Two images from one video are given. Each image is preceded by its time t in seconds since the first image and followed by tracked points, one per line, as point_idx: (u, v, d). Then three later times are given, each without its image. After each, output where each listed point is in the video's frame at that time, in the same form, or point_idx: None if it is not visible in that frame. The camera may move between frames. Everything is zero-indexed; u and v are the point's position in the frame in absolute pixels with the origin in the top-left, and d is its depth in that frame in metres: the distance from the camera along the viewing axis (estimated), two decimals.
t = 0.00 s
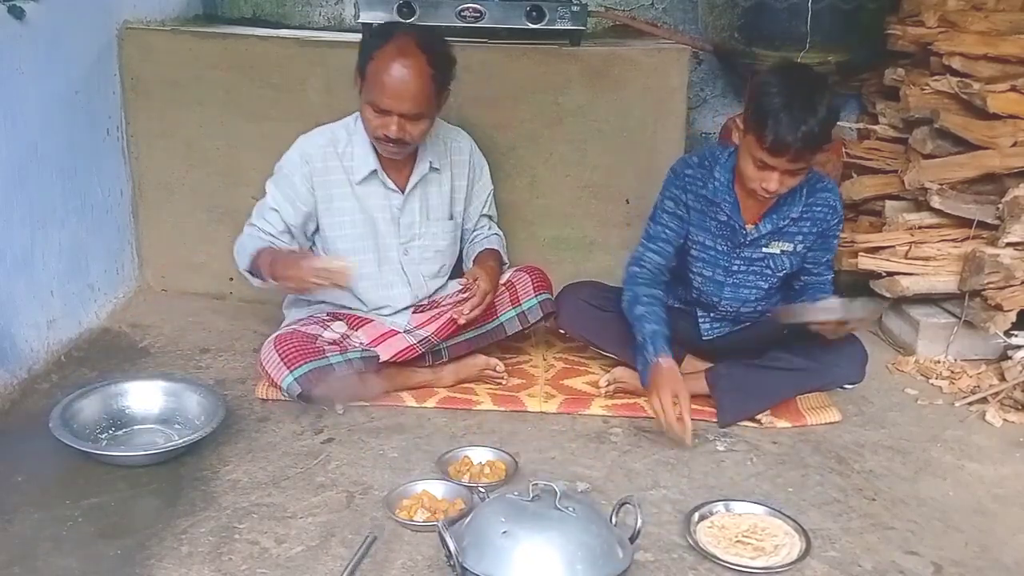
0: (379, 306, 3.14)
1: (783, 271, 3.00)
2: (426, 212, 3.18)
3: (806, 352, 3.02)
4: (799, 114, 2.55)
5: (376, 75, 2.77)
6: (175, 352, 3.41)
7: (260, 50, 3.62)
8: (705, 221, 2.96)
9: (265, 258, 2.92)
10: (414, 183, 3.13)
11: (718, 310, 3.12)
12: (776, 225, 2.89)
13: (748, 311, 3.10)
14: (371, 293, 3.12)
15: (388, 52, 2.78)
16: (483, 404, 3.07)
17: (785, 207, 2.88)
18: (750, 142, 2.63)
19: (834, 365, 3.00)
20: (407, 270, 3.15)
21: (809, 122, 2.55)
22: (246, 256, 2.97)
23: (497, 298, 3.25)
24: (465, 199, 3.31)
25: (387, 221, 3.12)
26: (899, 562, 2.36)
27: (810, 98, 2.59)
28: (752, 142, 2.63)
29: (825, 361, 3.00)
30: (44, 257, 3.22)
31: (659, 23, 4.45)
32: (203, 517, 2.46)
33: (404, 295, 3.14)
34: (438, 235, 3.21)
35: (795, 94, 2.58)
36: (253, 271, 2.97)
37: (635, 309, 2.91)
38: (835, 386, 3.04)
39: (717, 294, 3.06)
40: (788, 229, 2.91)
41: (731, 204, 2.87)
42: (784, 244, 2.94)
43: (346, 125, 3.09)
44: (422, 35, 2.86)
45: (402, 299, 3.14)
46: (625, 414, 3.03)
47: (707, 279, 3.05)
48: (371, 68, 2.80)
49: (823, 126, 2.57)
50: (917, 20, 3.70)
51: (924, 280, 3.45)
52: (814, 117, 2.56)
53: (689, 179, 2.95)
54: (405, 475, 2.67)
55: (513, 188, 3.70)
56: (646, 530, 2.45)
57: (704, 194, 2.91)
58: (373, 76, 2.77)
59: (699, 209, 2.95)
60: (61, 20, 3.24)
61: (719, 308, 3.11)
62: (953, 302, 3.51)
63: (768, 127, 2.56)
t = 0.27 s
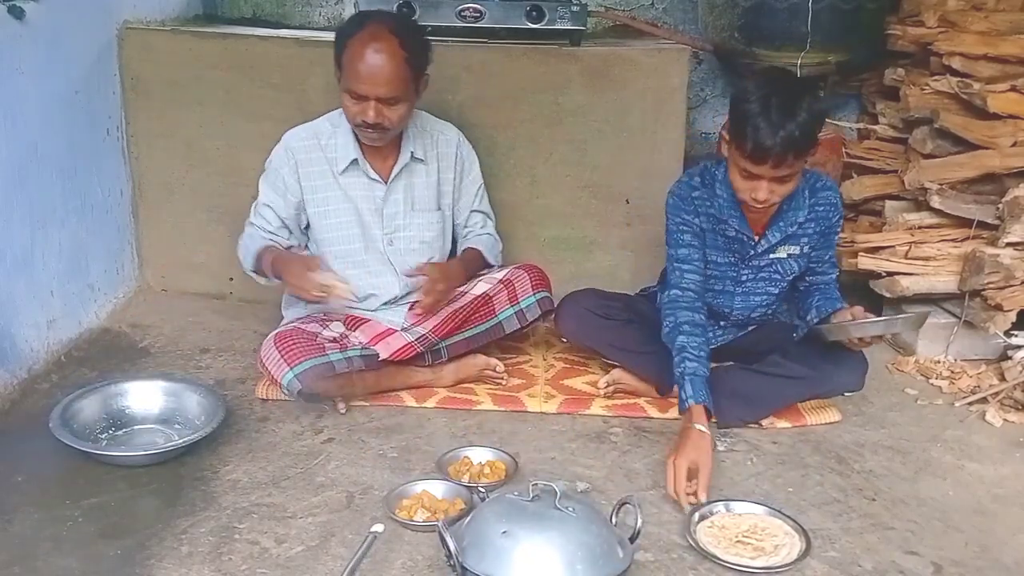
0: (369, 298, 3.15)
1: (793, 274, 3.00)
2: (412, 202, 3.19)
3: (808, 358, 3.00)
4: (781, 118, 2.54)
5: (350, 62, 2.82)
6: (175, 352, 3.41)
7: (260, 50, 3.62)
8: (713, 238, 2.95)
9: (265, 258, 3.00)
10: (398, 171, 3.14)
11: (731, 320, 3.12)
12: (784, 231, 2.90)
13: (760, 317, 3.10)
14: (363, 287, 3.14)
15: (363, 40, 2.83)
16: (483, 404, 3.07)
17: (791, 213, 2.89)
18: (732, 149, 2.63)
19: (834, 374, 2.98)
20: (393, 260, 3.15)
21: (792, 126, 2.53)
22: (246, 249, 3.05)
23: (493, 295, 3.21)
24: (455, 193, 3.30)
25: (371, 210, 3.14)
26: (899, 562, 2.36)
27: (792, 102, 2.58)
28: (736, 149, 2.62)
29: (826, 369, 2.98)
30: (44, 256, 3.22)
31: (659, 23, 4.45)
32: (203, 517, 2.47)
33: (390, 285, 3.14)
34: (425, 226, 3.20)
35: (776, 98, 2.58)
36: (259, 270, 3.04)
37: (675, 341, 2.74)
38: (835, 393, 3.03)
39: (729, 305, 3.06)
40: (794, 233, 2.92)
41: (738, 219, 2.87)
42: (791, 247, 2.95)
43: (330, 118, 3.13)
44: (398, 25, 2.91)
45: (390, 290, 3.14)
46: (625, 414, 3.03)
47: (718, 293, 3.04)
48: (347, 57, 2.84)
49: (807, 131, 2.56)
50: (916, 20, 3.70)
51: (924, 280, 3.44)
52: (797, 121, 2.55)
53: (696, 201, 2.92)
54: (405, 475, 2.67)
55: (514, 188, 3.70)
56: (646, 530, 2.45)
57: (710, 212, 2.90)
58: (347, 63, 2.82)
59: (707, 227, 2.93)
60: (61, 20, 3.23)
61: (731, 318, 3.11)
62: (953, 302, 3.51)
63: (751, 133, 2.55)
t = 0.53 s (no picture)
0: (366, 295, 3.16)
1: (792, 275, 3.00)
2: (400, 195, 3.20)
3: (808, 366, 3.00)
4: (732, 112, 2.49)
5: (340, 59, 2.83)
6: (175, 352, 3.41)
7: (260, 50, 3.62)
8: (708, 240, 2.93)
9: (292, 272, 3.06)
10: (383, 165, 3.15)
11: (731, 322, 3.11)
12: (780, 233, 2.88)
13: (760, 318, 3.09)
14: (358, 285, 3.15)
15: (343, 36, 2.84)
16: (483, 404, 3.07)
17: (786, 215, 2.86)
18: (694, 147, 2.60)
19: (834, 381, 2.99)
20: (385, 253, 3.17)
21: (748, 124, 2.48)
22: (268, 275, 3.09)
23: (492, 293, 3.23)
24: (441, 184, 3.33)
25: (360, 207, 3.15)
26: (899, 562, 2.36)
27: (751, 98, 2.51)
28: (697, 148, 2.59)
29: (827, 377, 2.99)
30: (44, 257, 3.22)
31: (659, 23, 4.45)
32: (203, 517, 2.47)
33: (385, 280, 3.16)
34: (414, 218, 3.21)
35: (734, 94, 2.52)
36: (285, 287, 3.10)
37: (674, 344, 2.73)
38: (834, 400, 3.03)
39: (729, 307, 3.06)
40: (791, 234, 2.90)
41: (733, 221, 2.86)
42: (789, 248, 2.93)
43: (313, 119, 3.14)
44: (376, 15, 2.92)
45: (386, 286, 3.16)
46: (625, 414, 3.04)
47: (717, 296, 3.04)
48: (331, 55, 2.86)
49: (765, 127, 2.48)
50: (916, 20, 3.69)
51: (924, 280, 3.43)
52: (752, 116, 2.48)
53: (690, 205, 2.90)
54: (405, 475, 2.67)
55: (514, 188, 3.70)
56: (646, 530, 2.45)
57: (705, 216, 2.88)
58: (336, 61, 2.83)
59: (703, 231, 2.91)
60: (61, 20, 3.23)
61: (731, 320, 3.10)
62: (953, 302, 3.50)
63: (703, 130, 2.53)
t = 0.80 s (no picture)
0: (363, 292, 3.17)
1: (779, 271, 3.01)
2: (393, 192, 3.20)
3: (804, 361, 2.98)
4: (702, 97, 2.62)
5: (350, 58, 2.83)
6: (175, 352, 3.41)
7: (259, 50, 3.62)
8: (693, 227, 2.98)
9: (286, 272, 3.04)
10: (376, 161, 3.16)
11: (719, 317, 3.12)
12: (765, 225, 2.91)
13: (750, 314, 3.10)
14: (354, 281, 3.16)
15: (348, 33, 2.84)
16: (483, 404, 3.07)
17: (772, 208, 2.89)
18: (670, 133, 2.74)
19: (833, 374, 2.96)
20: (381, 250, 3.18)
21: (719, 107, 2.61)
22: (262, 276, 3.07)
23: (491, 290, 3.23)
24: (433, 180, 3.33)
25: (354, 205, 3.16)
26: (899, 562, 2.36)
27: (725, 86, 2.64)
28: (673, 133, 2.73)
29: (825, 371, 2.96)
30: (44, 257, 3.22)
31: (659, 23, 4.45)
32: (203, 517, 2.46)
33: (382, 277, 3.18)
34: (406, 214, 3.22)
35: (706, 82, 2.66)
36: (278, 288, 3.08)
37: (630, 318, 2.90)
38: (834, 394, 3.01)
39: (715, 300, 3.07)
40: (777, 228, 2.93)
41: (716, 209, 2.92)
42: (775, 243, 2.96)
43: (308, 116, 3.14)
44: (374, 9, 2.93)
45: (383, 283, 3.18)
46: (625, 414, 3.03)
47: (703, 286, 3.07)
48: (337, 54, 2.85)
49: (734, 114, 2.61)
50: (916, 20, 3.69)
51: (924, 280, 3.44)
52: (723, 104, 2.61)
53: (671, 188, 2.99)
54: (405, 475, 2.67)
55: (513, 188, 3.70)
56: (646, 530, 2.45)
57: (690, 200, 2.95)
58: (347, 60, 2.83)
59: (687, 217, 2.98)
60: (61, 20, 3.23)
61: (719, 315, 3.12)
62: (953, 302, 3.51)
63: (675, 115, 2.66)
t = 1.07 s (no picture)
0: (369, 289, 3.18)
1: (770, 262, 3.02)
2: (394, 189, 3.24)
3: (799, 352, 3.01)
4: (692, 84, 2.67)
5: (361, 62, 2.84)
6: (175, 352, 3.41)
7: (259, 50, 3.62)
8: (683, 213, 3.02)
9: (292, 287, 2.96)
10: (380, 159, 3.18)
11: (711, 308, 3.13)
12: (754, 214, 2.93)
13: (743, 306, 3.09)
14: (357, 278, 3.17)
15: (359, 36, 2.85)
16: (483, 404, 3.07)
17: (761, 197, 2.92)
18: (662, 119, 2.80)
19: (831, 367, 2.97)
20: (388, 248, 3.20)
21: (704, 94, 2.65)
22: (269, 291, 3.00)
23: (487, 285, 3.21)
24: (430, 176, 3.39)
25: (359, 205, 3.17)
26: (899, 561, 2.36)
27: (713, 73, 2.69)
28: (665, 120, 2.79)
29: (822, 363, 2.98)
30: (44, 257, 3.22)
31: (660, 23, 4.45)
32: (203, 517, 2.47)
33: (387, 274, 3.20)
34: (407, 210, 3.26)
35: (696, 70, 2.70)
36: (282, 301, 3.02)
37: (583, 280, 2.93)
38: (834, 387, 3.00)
39: (707, 288, 3.08)
40: (767, 218, 2.95)
41: (706, 195, 2.97)
42: (765, 233, 2.97)
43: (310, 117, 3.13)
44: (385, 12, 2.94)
45: (388, 281, 3.20)
46: (625, 413, 3.03)
47: (695, 273, 3.08)
48: (347, 55, 2.85)
49: (720, 100, 2.65)
50: (916, 20, 3.69)
51: (924, 280, 3.44)
52: (708, 90, 2.66)
53: (664, 174, 3.06)
54: (405, 475, 2.67)
55: (513, 188, 3.70)
56: (646, 530, 2.45)
57: (681, 186, 3.00)
58: (358, 63, 2.83)
59: (678, 203, 3.03)
60: (61, 20, 3.23)
61: (711, 305, 3.12)
62: (953, 302, 3.51)
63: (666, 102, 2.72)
